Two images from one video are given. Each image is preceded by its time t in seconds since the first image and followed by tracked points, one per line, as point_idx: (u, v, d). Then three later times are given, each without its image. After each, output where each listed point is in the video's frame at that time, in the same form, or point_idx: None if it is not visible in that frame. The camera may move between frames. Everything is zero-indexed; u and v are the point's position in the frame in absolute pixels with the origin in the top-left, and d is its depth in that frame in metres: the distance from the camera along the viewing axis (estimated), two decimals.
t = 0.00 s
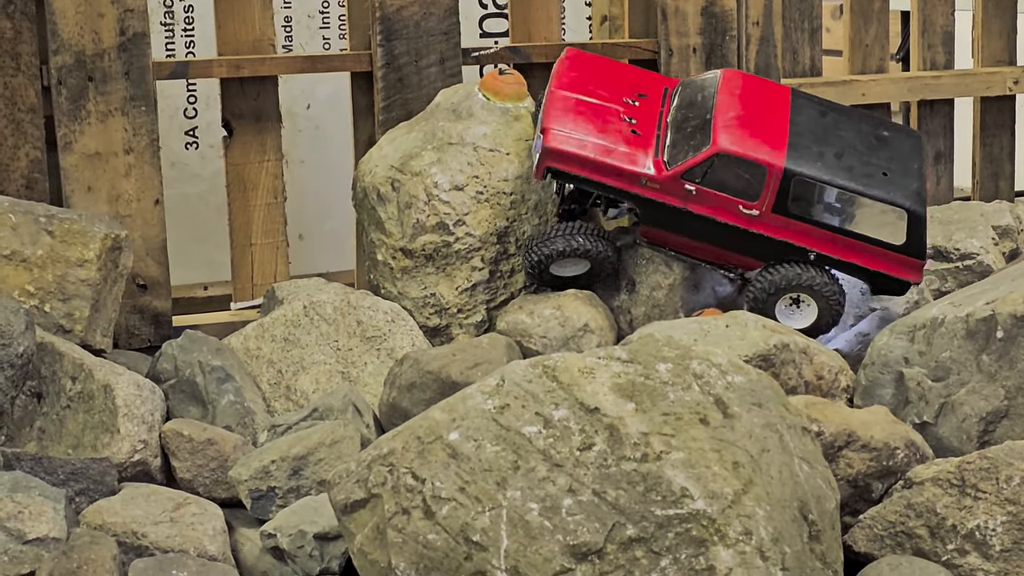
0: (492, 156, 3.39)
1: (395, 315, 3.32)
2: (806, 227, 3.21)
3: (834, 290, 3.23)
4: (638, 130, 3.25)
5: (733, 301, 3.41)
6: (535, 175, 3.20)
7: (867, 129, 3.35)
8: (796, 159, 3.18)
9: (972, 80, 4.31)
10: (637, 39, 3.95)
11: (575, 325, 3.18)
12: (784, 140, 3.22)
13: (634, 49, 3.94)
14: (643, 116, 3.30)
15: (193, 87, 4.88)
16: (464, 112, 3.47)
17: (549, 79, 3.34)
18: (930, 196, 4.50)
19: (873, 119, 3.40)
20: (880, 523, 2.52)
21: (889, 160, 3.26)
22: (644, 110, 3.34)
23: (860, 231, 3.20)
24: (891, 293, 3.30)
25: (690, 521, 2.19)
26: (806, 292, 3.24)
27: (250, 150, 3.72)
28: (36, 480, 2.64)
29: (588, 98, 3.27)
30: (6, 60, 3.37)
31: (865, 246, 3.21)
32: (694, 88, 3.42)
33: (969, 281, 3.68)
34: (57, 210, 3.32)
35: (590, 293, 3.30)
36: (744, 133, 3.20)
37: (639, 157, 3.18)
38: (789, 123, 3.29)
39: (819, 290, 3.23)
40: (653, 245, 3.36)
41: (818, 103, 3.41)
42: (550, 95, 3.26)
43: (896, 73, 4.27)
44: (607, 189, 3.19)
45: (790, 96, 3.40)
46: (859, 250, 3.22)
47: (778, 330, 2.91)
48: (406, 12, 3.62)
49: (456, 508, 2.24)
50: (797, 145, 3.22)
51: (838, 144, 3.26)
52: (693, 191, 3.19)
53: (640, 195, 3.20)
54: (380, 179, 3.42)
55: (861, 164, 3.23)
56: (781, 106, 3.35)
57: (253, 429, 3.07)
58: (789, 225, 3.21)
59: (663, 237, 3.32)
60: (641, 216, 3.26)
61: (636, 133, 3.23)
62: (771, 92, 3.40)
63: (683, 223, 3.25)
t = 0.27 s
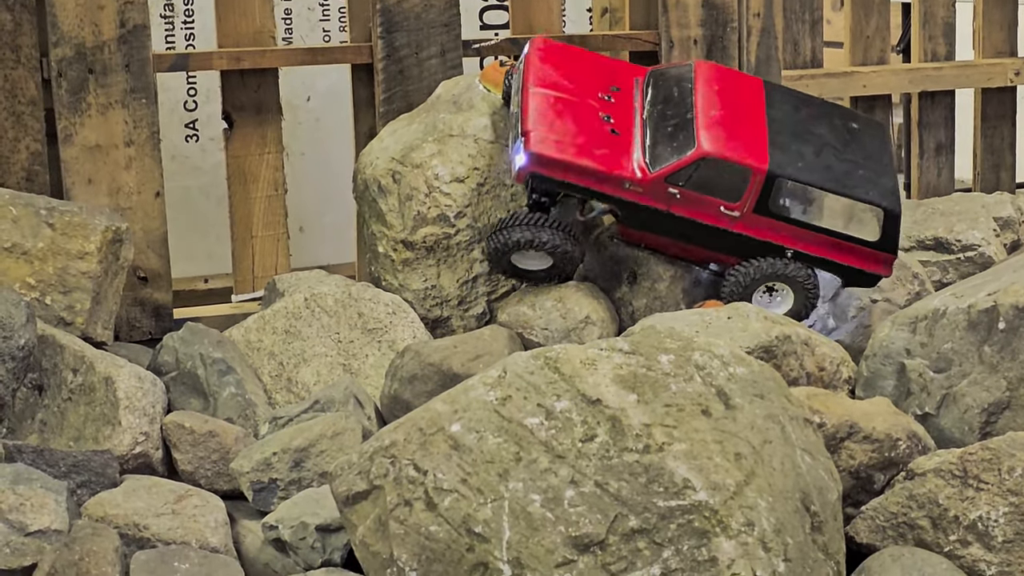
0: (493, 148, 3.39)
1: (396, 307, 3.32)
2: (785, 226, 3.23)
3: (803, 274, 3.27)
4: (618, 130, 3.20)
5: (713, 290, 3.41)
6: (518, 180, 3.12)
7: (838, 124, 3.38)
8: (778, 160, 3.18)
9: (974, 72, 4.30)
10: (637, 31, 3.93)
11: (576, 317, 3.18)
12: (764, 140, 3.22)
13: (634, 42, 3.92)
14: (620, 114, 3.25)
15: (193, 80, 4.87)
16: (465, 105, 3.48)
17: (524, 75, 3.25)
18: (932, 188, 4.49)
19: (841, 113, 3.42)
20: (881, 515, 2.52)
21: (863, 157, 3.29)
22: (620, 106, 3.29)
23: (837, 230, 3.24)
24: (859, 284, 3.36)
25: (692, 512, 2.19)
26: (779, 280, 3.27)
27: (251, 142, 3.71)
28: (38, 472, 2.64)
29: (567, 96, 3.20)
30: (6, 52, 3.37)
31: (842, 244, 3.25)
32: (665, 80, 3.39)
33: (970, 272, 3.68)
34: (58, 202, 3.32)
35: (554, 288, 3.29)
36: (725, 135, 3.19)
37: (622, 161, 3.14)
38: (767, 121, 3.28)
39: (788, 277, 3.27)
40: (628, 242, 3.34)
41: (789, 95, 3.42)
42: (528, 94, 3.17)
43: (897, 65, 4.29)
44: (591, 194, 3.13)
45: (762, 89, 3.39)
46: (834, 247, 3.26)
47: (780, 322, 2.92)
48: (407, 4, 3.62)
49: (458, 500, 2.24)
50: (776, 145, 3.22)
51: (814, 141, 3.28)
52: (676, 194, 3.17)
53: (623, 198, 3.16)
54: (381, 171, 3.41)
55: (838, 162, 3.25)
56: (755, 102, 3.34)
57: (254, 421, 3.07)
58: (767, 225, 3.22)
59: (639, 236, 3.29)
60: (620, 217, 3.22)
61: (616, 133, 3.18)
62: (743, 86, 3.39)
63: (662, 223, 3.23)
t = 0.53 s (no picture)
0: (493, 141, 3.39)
1: (397, 300, 3.30)
2: (778, 226, 3.19)
3: (798, 270, 3.24)
4: (603, 137, 3.19)
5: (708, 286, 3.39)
6: (504, 192, 3.14)
7: (828, 120, 3.35)
8: (767, 161, 3.15)
9: (974, 65, 4.30)
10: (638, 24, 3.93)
11: (576, 311, 3.17)
12: (753, 141, 3.20)
13: (635, 35, 3.93)
14: (606, 120, 3.25)
15: (193, 74, 4.87)
16: (465, 98, 3.47)
17: (508, 85, 3.26)
18: (933, 181, 4.49)
19: (831, 108, 3.40)
20: (882, 508, 2.52)
21: (854, 153, 3.27)
22: (606, 111, 3.29)
23: (831, 227, 3.20)
24: (858, 279, 3.32)
25: (693, 505, 2.18)
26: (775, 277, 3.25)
27: (251, 136, 3.71)
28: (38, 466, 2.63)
29: (552, 105, 3.20)
30: (6, 45, 3.36)
31: (836, 240, 3.21)
32: (653, 81, 3.38)
33: (971, 265, 3.68)
34: (58, 196, 3.31)
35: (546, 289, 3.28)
36: (712, 138, 3.16)
37: (607, 169, 3.13)
38: (756, 120, 3.26)
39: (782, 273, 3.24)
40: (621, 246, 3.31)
41: (779, 92, 3.39)
42: (512, 104, 3.18)
43: (898, 58, 4.29)
44: (577, 203, 3.14)
45: (751, 87, 3.37)
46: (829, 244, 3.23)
47: (780, 315, 2.91)
48: None
49: (459, 493, 2.24)
50: (765, 145, 3.19)
51: (803, 139, 3.26)
52: (665, 199, 3.15)
53: (610, 206, 3.15)
54: (381, 164, 3.41)
55: (828, 160, 3.23)
56: (744, 102, 3.32)
57: (255, 415, 3.06)
58: (760, 225, 3.19)
59: (633, 240, 3.26)
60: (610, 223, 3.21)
61: (601, 141, 3.18)
62: (732, 87, 3.37)
63: (654, 228, 3.21)
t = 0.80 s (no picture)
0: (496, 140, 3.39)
1: (400, 299, 3.31)
2: (781, 226, 3.20)
3: (801, 270, 3.24)
4: (606, 137, 3.19)
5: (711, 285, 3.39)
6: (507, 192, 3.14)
7: (829, 119, 3.35)
8: (771, 161, 3.15)
9: (977, 64, 4.30)
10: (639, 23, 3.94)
11: (580, 310, 3.18)
12: (756, 141, 3.20)
13: (638, 33, 3.93)
14: (608, 120, 3.24)
15: (195, 72, 4.86)
16: (468, 97, 3.47)
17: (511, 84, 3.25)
18: (936, 180, 4.49)
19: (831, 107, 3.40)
20: (886, 508, 2.52)
21: (855, 153, 3.27)
22: (609, 111, 3.29)
23: (834, 227, 3.20)
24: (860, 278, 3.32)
25: (697, 505, 2.18)
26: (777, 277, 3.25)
27: (254, 135, 3.71)
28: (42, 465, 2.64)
29: (555, 104, 3.20)
30: (9, 44, 3.36)
31: (839, 240, 3.21)
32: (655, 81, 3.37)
33: (974, 264, 3.68)
34: (61, 195, 3.31)
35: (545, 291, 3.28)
36: (716, 138, 3.16)
37: (611, 169, 3.13)
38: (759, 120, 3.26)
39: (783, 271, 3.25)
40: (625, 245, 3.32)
41: (781, 92, 3.39)
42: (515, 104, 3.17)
43: (901, 57, 4.29)
44: (579, 202, 3.14)
45: (754, 86, 3.36)
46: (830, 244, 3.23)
47: (784, 314, 2.91)
48: None
49: (463, 493, 2.24)
50: (767, 145, 3.19)
51: (806, 138, 3.25)
52: (668, 198, 3.15)
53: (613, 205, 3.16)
54: (384, 163, 3.40)
55: (830, 160, 3.22)
56: (747, 102, 3.32)
57: (258, 414, 3.06)
58: (762, 225, 3.19)
59: (636, 240, 3.27)
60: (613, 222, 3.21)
61: (604, 140, 3.18)
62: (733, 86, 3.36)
63: (656, 227, 3.21)
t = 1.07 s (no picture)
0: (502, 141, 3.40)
1: (406, 300, 3.31)
2: (780, 239, 3.21)
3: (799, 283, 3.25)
4: (612, 139, 3.20)
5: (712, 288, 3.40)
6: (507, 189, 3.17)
7: (838, 132, 3.33)
8: (772, 175, 3.17)
9: (981, 65, 4.29)
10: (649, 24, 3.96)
11: (586, 310, 3.18)
12: (761, 152, 3.20)
13: (646, 35, 3.95)
14: (616, 120, 3.24)
15: (200, 72, 4.88)
16: (473, 98, 3.47)
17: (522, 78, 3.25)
18: (941, 181, 4.49)
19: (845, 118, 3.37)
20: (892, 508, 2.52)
21: (859, 172, 3.27)
22: (618, 110, 3.28)
23: (832, 246, 3.21)
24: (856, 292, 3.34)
25: (704, 505, 2.18)
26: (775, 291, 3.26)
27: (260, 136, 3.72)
28: (50, 466, 2.64)
29: (562, 103, 3.20)
30: (15, 45, 3.37)
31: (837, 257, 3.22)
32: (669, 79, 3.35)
33: (980, 264, 3.68)
34: (67, 195, 3.31)
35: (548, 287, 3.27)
36: (721, 147, 3.17)
37: (613, 174, 3.15)
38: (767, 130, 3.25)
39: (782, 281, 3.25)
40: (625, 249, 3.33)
41: (794, 99, 3.37)
42: (522, 99, 3.19)
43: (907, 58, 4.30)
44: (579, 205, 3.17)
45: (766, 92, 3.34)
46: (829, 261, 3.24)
47: (789, 314, 2.92)
48: None
49: (470, 493, 2.25)
50: (772, 158, 3.19)
51: (811, 152, 3.25)
52: (667, 207, 3.17)
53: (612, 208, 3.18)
54: (390, 164, 3.41)
55: (834, 176, 3.23)
56: (758, 107, 3.31)
57: (264, 415, 3.07)
58: (761, 236, 3.21)
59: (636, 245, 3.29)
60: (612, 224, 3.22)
61: (610, 143, 3.19)
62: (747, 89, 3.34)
63: (655, 232, 3.23)
